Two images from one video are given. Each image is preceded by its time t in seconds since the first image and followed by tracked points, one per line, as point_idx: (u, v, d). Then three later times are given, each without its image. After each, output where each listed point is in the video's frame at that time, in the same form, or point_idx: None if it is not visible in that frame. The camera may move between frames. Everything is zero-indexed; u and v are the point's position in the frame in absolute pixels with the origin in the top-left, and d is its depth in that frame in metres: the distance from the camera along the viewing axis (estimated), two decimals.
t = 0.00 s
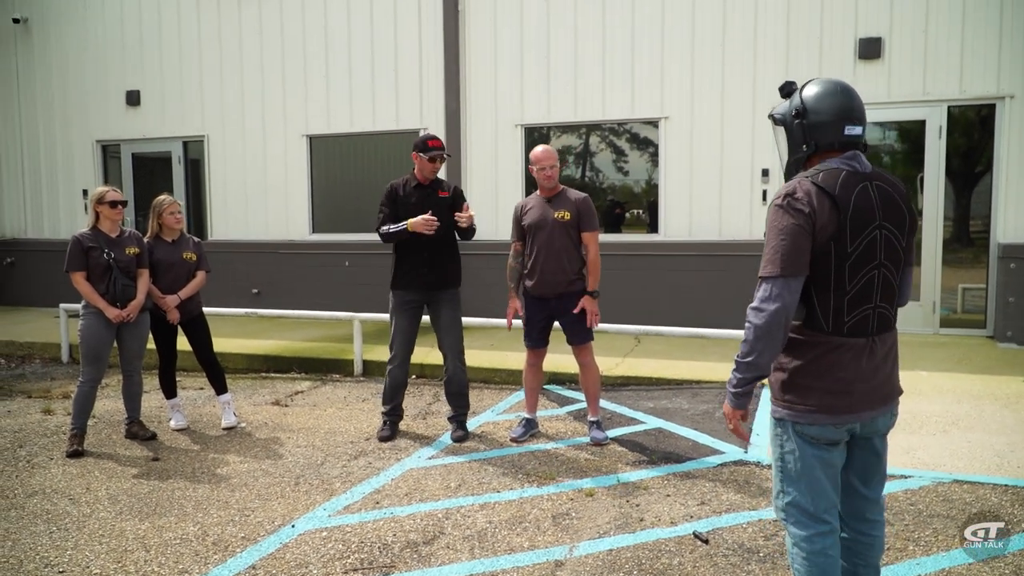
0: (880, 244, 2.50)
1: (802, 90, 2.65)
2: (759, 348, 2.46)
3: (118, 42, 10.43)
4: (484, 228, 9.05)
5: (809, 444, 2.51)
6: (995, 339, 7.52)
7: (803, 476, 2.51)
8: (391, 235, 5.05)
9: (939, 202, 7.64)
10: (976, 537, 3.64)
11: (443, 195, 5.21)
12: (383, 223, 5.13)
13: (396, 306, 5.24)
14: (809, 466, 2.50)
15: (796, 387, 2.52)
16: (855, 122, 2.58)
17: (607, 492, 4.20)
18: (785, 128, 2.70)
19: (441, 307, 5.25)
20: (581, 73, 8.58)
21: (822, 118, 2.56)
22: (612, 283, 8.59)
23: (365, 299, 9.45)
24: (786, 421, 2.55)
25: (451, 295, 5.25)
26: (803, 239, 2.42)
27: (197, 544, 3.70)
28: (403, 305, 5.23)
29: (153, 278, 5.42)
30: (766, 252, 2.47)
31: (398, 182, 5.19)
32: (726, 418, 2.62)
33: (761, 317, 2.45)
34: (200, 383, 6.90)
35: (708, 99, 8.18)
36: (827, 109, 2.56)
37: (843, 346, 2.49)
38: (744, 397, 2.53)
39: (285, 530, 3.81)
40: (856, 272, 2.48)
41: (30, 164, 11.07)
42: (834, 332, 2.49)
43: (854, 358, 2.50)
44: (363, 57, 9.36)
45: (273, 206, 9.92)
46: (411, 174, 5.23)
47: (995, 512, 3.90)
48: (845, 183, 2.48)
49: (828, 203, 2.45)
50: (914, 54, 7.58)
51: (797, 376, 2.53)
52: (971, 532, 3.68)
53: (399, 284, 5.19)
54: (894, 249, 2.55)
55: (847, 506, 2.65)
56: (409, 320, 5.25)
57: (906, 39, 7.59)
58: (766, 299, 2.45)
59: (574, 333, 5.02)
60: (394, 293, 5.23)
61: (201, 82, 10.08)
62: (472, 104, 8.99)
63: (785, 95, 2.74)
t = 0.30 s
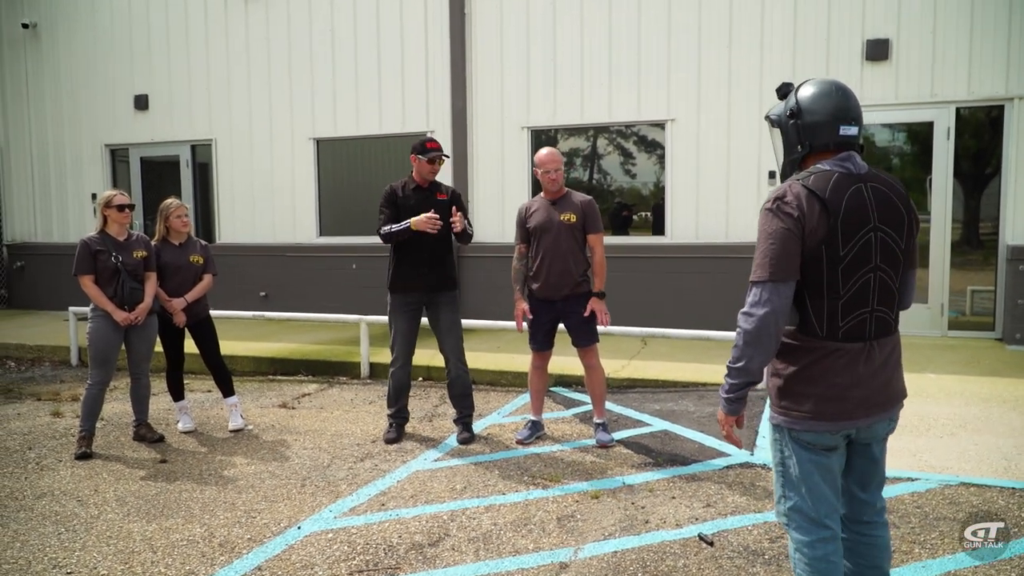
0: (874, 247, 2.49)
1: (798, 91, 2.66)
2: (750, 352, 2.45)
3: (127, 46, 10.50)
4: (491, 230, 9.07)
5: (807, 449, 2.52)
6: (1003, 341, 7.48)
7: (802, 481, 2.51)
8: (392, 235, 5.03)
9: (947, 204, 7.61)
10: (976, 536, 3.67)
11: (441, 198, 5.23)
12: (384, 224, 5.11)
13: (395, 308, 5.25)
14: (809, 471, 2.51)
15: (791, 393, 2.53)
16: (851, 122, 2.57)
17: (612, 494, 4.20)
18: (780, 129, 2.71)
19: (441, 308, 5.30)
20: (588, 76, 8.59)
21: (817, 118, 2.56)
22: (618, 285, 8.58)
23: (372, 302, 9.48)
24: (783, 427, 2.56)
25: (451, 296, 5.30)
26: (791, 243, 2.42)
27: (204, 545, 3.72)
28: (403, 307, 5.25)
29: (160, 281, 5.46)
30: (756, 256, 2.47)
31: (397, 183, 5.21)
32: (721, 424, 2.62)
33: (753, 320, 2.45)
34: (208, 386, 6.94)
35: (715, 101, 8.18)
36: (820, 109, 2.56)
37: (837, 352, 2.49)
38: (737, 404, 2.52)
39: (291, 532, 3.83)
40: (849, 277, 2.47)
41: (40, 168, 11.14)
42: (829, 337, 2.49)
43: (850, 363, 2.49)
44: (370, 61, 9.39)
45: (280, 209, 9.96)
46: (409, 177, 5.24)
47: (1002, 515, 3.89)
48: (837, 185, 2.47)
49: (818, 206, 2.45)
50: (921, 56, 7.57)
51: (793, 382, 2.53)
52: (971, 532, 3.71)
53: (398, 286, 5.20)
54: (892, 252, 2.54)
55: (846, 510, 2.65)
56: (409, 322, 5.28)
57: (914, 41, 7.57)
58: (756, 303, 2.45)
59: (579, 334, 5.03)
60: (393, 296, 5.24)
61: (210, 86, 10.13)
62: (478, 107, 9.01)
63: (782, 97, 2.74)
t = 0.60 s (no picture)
0: (877, 249, 2.48)
1: (808, 91, 2.65)
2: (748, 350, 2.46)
3: (135, 48, 10.55)
4: (498, 231, 9.08)
5: (805, 447, 2.52)
6: (1011, 342, 7.45)
7: (801, 479, 2.52)
8: (386, 240, 5.09)
9: (955, 205, 7.59)
10: (977, 536, 3.66)
11: (441, 201, 5.23)
12: (380, 227, 5.16)
13: (397, 310, 5.25)
14: (807, 470, 2.52)
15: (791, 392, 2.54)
16: (861, 124, 2.57)
17: (617, 495, 4.20)
18: (790, 129, 2.70)
19: (443, 309, 5.32)
20: (594, 77, 8.59)
21: (827, 119, 2.56)
22: (625, 286, 8.58)
23: (379, 303, 9.49)
24: (783, 426, 2.57)
25: (454, 298, 5.33)
26: (791, 243, 2.43)
27: (209, 545, 3.73)
28: (405, 308, 5.25)
29: (167, 282, 5.48)
30: (757, 255, 2.48)
31: (397, 186, 5.22)
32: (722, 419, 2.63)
33: (751, 319, 2.45)
34: (216, 386, 6.97)
35: (722, 101, 8.17)
36: (831, 110, 2.56)
37: (837, 352, 2.49)
38: (736, 398, 2.55)
39: (296, 532, 3.84)
40: (850, 277, 2.46)
41: (49, 170, 11.20)
42: (828, 338, 2.48)
43: (849, 363, 2.48)
44: (376, 62, 9.41)
45: (287, 210, 9.99)
46: (411, 178, 5.24)
47: (1007, 515, 3.87)
48: (840, 187, 2.47)
49: (819, 206, 2.45)
50: (928, 56, 7.54)
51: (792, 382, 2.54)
52: (972, 532, 3.71)
53: (400, 287, 5.19)
54: (895, 254, 2.53)
55: (860, 511, 2.62)
56: (411, 323, 5.29)
57: (920, 41, 7.55)
58: (756, 301, 2.45)
59: (584, 335, 5.03)
60: (394, 296, 5.24)
61: (216, 88, 10.18)
62: (484, 108, 9.02)
63: (792, 97, 2.74)
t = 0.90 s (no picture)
0: (892, 247, 2.48)
1: (829, 93, 2.65)
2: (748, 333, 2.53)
3: (140, 49, 10.58)
4: (502, 231, 9.09)
5: (815, 442, 2.52)
6: (1015, 342, 7.43)
7: (807, 473, 2.52)
8: (385, 232, 5.04)
9: (959, 205, 7.56)
10: (978, 536, 3.65)
11: (443, 199, 5.24)
12: (379, 222, 5.13)
13: (400, 310, 5.26)
14: (816, 466, 2.51)
15: (805, 388, 2.53)
16: (880, 126, 2.57)
17: (619, 494, 4.20)
18: (809, 130, 2.70)
19: (446, 310, 5.32)
20: (598, 77, 8.59)
21: (847, 120, 2.56)
22: (629, 286, 8.58)
23: (383, 302, 9.51)
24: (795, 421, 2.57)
25: (456, 298, 5.33)
26: (802, 241, 2.44)
27: (212, 544, 3.75)
28: (408, 308, 5.26)
29: (171, 281, 5.50)
30: (768, 251, 2.50)
31: (398, 185, 5.23)
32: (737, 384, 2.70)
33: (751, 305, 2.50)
34: (220, 386, 6.99)
35: (726, 101, 8.16)
36: (851, 112, 2.56)
37: (851, 350, 2.48)
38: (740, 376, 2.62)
39: (299, 531, 3.85)
40: (865, 275, 2.46)
41: (55, 170, 11.25)
42: (844, 335, 2.48)
43: (864, 360, 2.48)
44: (381, 62, 9.43)
45: (292, 210, 10.02)
46: (412, 178, 5.26)
47: (1009, 515, 3.86)
48: (855, 185, 2.47)
49: (834, 205, 2.45)
50: (933, 56, 7.52)
51: (805, 377, 2.54)
52: (973, 532, 3.70)
53: (403, 287, 5.21)
54: (909, 252, 2.52)
55: (874, 509, 2.61)
56: (413, 323, 5.29)
57: (925, 41, 7.53)
58: (760, 292, 2.48)
59: (588, 335, 5.03)
60: (397, 296, 5.25)
61: (222, 90, 10.21)
62: (489, 108, 9.02)
63: (811, 99, 2.74)
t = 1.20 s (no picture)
0: (914, 245, 2.49)
1: (836, 98, 2.66)
2: (777, 336, 2.51)
3: (139, 46, 10.58)
4: (499, 231, 9.09)
5: (835, 442, 2.49)
6: (1010, 344, 7.45)
7: (821, 474, 2.50)
8: (376, 227, 5.01)
9: (955, 206, 7.57)
10: (976, 536, 3.66)
11: (439, 199, 5.25)
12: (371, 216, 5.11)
13: (397, 309, 5.26)
14: (833, 466, 2.49)
15: (832, 387, 2.49)
16: (887, 129, 2.58)
17: (613, 494, 4.21)
18: (817, 135, 2.71)
19: (443, 309, 5.32)
20: (597, 78, 8.60)
21: (854, 124, 2.57)
22: (626, 286, 8.59)
23: (380, 302, 9.51)
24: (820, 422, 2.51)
25: (452, 297, 5.33)
26: (834, 238, 2.42)
27: (205, 542, 3.75)
28: (405, 308, 5.27)
29: (168, 279, 5.50)
30: (799, 250, 2.47)
31: (395, 184, 5.23)
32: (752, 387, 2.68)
33: (784, 309, 2.48)
34: (216, 384, 6.99)
35: (724, 102, 8.17)
36: (859, 115, 2.57)
37: (877, 348, 2.47)
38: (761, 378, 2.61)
39: (292, 529, 3.85)
40: (891, 272, 2.46)
41: (52, 167, 11.24)
42: (871, 331, 2.46)
43: (890, 358, 2.47)
44: (379, 61, 9.43)
45: (290, 209, 10.01)
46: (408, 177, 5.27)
47: (1000, 516, 3.87)
48: (879, 185, 2.48)
49: (862, 203, 2.45)
50: (930, 58, 7.53)
51: (833, 376, 2.50)
52: (972, 532, 3.70)
53: (400, 287, 5.21)
54: (927, 251, 2.53)
55: (877, 506, 2.64)
56: (410, 323, 5.30)
57: (923, 43, 7.54)
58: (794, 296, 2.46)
59: (583, 335, 5.03)
60: (394, 295, 5.26)
61: (221, 88, 10.21)
62: (487, 108, 9.03)
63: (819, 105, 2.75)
